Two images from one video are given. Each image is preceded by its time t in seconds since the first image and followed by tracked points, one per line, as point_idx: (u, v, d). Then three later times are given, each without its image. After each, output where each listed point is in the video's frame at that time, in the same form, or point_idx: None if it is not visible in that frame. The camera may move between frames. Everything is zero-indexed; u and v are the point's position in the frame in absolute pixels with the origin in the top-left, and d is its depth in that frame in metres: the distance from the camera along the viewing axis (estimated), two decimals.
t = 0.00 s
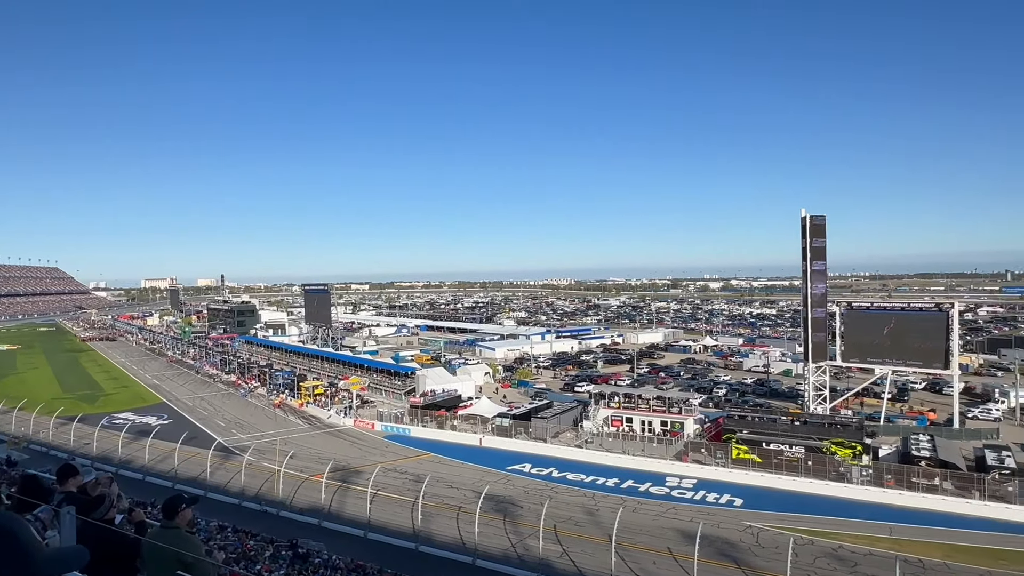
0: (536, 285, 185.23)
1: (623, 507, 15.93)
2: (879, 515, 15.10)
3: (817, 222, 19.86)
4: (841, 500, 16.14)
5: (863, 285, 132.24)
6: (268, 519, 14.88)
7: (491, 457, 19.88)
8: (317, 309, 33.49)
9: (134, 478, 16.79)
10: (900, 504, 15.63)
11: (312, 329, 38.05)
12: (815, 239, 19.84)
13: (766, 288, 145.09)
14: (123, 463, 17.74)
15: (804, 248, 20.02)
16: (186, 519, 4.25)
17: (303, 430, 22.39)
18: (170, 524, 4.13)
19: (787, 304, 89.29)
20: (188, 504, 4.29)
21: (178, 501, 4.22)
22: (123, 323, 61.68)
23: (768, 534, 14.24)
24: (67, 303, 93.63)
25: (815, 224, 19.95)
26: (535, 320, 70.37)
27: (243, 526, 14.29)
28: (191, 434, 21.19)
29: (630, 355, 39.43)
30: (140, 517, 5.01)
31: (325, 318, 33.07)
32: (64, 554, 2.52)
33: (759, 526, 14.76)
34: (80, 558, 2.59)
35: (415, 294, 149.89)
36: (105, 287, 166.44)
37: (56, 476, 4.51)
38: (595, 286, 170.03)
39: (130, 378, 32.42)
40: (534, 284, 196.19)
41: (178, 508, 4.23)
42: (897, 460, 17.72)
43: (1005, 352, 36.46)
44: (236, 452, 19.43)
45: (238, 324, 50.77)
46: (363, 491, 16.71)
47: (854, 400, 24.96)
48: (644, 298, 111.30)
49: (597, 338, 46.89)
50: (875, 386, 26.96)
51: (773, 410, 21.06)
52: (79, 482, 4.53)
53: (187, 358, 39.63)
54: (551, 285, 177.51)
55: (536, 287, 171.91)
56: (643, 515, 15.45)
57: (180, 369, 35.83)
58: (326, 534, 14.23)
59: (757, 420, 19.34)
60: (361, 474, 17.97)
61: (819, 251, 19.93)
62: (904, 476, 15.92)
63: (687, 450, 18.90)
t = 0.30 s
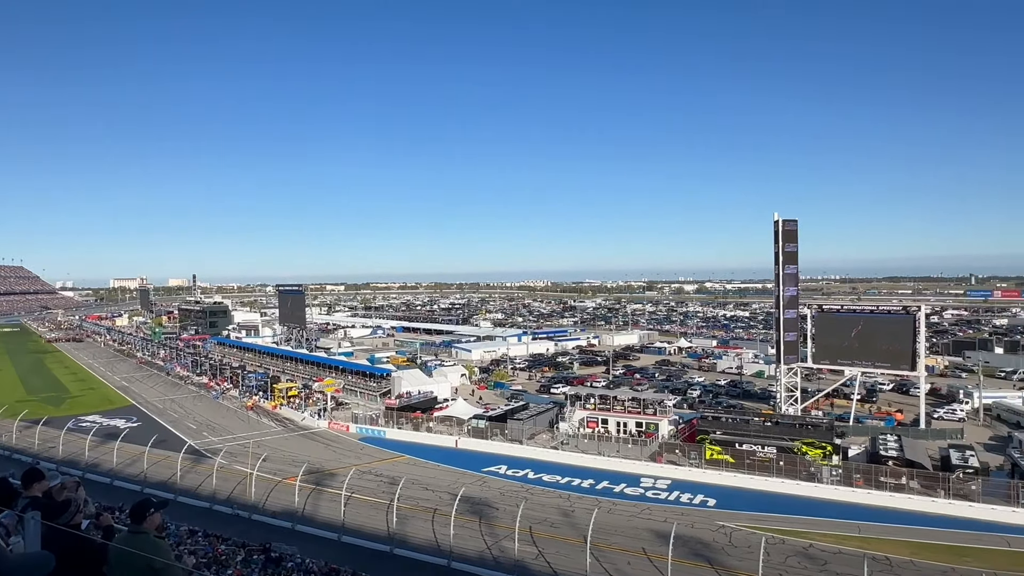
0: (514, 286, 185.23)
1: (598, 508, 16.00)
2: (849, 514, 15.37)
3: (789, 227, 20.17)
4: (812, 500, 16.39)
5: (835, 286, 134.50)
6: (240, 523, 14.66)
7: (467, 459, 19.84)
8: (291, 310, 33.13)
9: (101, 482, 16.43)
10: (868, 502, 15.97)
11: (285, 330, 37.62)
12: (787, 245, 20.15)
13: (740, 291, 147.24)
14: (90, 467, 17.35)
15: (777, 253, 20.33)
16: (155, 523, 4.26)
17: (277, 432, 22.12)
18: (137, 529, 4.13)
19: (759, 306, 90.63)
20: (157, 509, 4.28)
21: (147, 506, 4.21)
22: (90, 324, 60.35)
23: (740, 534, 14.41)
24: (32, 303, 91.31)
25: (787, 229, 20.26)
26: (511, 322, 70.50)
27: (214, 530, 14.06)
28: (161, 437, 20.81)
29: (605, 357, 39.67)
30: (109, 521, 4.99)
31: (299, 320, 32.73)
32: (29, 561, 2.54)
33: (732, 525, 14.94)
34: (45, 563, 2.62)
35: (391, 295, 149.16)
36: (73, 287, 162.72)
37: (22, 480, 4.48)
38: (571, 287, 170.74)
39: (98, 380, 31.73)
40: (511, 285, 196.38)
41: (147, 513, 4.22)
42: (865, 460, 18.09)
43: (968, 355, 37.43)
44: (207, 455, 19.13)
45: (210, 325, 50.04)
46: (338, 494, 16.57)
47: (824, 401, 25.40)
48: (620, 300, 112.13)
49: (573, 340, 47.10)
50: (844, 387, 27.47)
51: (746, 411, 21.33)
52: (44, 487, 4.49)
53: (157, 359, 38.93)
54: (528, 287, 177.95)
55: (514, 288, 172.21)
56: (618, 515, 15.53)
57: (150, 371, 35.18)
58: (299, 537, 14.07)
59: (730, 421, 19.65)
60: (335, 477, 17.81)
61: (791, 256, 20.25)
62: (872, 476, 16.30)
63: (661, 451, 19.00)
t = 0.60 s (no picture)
0: (492, 287, 185.17)
1: (573, 508, 16.07)
2: (819, 512, 15.64)
3: (761, 230, 20.50)
4: (783, 498, 16.64)
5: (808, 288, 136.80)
6: (211, 526, 14.43)
7: (443, 460, 19.80)
8: (265, 310, 32.77)
9: (68, 485, 16.07)
10: (838, 501, 16.25)
11: (259, 331, 37.21)
12: (759, 247, 20.46)
13: (714, 292, 149.37)
14: (56, 470, 16.97)
15: (750, 256, 20.65)
16: (123, 528, 4.20)
17: (250, 434, 21.84)
18: (104, 534, 4.08)
19: (733, 307, 91.96)
20: (123, 513, 4.22)
21: (113, 511, 4.15)
22: (57, 324, 59.00)
23: (714, 533, 14.58)
24: None
25: (759, 232, 20.59)
26: (488, 323, 70.62)
27: (184, 534, 13.83)
28: (130, 439, 20.43)
29: (581, 357, 39.91)
30: (73, 527, 4.90)
31: (273, 320, 32.39)
32: None
33: (706, 524, 15.10)
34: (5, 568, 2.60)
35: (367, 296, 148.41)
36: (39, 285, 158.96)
37: None
38: (548, 288, 171.46)
39: (64, 381, 31.03)
40: (488, 286, 196.60)
41: (113, 518, 4.16)
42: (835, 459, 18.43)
43: (934, 355, 38.39)
44: (178, 457, 18.82)
45: (181, 325, 49.31)
46: (312, 496, 16.41)
47: (796, 401, 25.83)
48: (597, 301, 112.79)
49: (550, 341, 47.29)
50: (815, 388, 27.98)
51: (719, 411, 21.62)
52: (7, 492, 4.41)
53: (126, 360, 38.21)
54: (505, 288, 178.22)
55: (491, 288, 172.36)
56: (593, 516, 15.60)
57: (119, 372, 34.52)
58: (272, 540, 13.89)
59: (704, 422, 19.90)
60: (310, 479, 17.64)
61: (763, 258, 20.56)
62: (842, 474, 16.57)
63: (636, 451, 19.15)
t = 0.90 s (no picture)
0: (472, 287, 184.73)
1: (551, 508, 16.10)
2: (792, 510, 15.87)
3: (737, 232, 20.74)
4: (758, 496, 16.85)
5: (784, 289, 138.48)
6: (184, 529, 14.20)
7: (421, 460, 19.72)
8: (239, 310, 32.35)
9: (34, 489, 15.69)
10: (811, 498, 16.49)
11: (234, 331, 36.73)
12: (735, 249, 20.71)
13: (691, 293, 151.05)
14: (22, 474, 16.56)
15: (726, 257, 20.88)
16: (90, 531, 4.24)
17: (224, 435, 21.55)
18: (70, 538, 4.08)
19: (710, 308, 93.00)
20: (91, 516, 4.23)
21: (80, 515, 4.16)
22: (24, 323, 57.65)
23: (690, 531, 14.71)
24: None
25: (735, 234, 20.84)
26: (467, 323, 70.54)
27: (156, 538, 13.57)
28: (100, 441, 20.03)
29: (559, 358, 40.04)
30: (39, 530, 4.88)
31: (248, 320, 32.00)
32: None
33: (682, 523, 15.23)
34: None
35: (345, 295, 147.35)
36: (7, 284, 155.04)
37: None
38: (527, 288, 171.76)
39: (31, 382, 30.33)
40: (467, 286, 196.36)
41: (80, 522, 4.17)
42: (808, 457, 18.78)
43: (904, 355, 39.19)
44: (150, 459, 18.51)
45: (154, 325, 48.50)
46: (287, 498, 16.22)
47: (770, 400, 26.19)
48: (575, 301, 113.28)
49: (528, 341, 47.39)
50: (789, 387, 28.41)
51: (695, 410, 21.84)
52: None
53: (97, 360, 37.46)
54: (484, 288, 178.21)
55: (469, 288, 172.21)
56: (571, 515, 15.65)
57: (89, 372, 33.82)
58: (247, 543, 13.70)
59: (680, 421, 20.07)
60: (285, 481, 17.45)
61: (739, 259, 20.81)
62: (815, 472, 16.92)
63: (613, 450, 19.27)
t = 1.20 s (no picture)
0: (455, 286, 184.30)
1: (532, 507, 16.13)
2: (770, 507, 16.06)
3: (716, 232, 20.95)
4: (736, 493, 17.03)
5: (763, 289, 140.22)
6: (160, 532, 13.99)
7: (401, 460, 19.65)
8: (217, 309, 31.98)
9: (5, 492, 15.38)
10: (788, 495, 16.69)
11: (212, 331, 36.30)
12: (714, 249, 20.91)
13: (671, 292, 152.18)
14: None
15: (705, 257, 21.07)
16: (61, 535, 4.22)
17: (201, 436, 21.29)
18: (41, 541, 4.08)
19: (690, 307, 93.72)
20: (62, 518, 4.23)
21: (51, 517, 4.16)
22: None
23: (669, 529, 14.83)
24: None
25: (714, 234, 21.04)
26: (448, 322, 70.36)
27: (132, 541, 13.36)
28: (73, 443, 19.68)
29: (540, 357, 40.12)
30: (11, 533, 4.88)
31: (226, 319, 31.64)
32: None
33: (662, 521, 15.34)
34: None
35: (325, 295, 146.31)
36: None
37: None
38: (509, 287, 171.99)
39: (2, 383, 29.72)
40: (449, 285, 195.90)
41: (51, 524, 4.17)
42: (785, 455, 19.01)
43: (879, 353, 39.84)
44: (126, 461, 18.23)
45: (129, 324, 47.75)
46: (266, 499, 16.07)
47: (749, 399, 26.48)
48: (558, 301, 113.52)
49: (509, 340, 47.44)
50: (767, 386, 28.76)
51: (675, 409, 22.00)
52: None
53: (70, 361, 36.80)
54: (466, 287, 177.95)
55: (451, 288, 171.81)
56: (552, 514, 15.69)
57: (62, 373, 33.23)
58: (225, 545, 13.54)
59: (660, 420, 20.20)
60: (264, 482, 17.28)
61: (718, 259, 21.02)
62: (792, 470, 17.11)
63: (594, 449, 19.41)
